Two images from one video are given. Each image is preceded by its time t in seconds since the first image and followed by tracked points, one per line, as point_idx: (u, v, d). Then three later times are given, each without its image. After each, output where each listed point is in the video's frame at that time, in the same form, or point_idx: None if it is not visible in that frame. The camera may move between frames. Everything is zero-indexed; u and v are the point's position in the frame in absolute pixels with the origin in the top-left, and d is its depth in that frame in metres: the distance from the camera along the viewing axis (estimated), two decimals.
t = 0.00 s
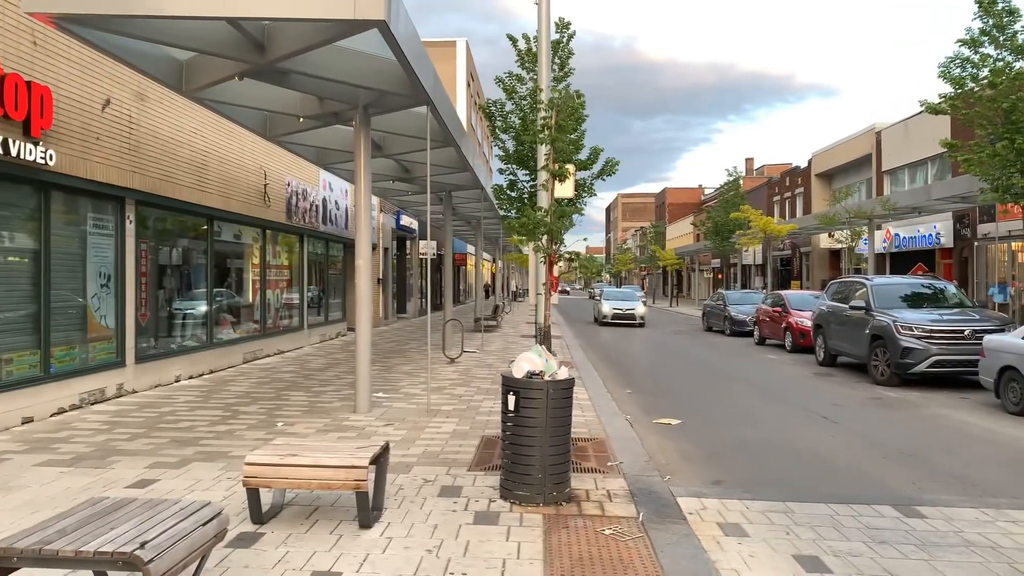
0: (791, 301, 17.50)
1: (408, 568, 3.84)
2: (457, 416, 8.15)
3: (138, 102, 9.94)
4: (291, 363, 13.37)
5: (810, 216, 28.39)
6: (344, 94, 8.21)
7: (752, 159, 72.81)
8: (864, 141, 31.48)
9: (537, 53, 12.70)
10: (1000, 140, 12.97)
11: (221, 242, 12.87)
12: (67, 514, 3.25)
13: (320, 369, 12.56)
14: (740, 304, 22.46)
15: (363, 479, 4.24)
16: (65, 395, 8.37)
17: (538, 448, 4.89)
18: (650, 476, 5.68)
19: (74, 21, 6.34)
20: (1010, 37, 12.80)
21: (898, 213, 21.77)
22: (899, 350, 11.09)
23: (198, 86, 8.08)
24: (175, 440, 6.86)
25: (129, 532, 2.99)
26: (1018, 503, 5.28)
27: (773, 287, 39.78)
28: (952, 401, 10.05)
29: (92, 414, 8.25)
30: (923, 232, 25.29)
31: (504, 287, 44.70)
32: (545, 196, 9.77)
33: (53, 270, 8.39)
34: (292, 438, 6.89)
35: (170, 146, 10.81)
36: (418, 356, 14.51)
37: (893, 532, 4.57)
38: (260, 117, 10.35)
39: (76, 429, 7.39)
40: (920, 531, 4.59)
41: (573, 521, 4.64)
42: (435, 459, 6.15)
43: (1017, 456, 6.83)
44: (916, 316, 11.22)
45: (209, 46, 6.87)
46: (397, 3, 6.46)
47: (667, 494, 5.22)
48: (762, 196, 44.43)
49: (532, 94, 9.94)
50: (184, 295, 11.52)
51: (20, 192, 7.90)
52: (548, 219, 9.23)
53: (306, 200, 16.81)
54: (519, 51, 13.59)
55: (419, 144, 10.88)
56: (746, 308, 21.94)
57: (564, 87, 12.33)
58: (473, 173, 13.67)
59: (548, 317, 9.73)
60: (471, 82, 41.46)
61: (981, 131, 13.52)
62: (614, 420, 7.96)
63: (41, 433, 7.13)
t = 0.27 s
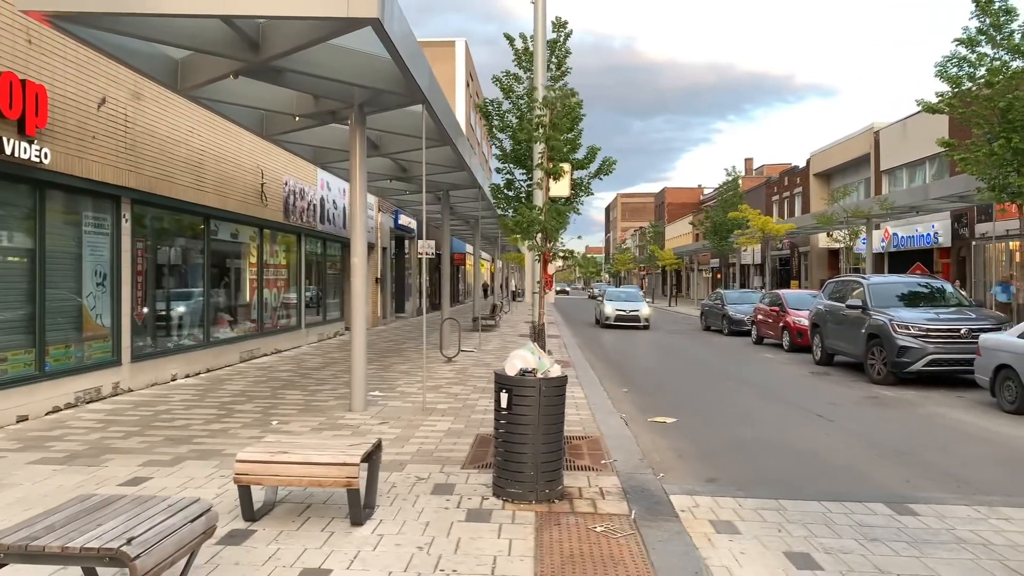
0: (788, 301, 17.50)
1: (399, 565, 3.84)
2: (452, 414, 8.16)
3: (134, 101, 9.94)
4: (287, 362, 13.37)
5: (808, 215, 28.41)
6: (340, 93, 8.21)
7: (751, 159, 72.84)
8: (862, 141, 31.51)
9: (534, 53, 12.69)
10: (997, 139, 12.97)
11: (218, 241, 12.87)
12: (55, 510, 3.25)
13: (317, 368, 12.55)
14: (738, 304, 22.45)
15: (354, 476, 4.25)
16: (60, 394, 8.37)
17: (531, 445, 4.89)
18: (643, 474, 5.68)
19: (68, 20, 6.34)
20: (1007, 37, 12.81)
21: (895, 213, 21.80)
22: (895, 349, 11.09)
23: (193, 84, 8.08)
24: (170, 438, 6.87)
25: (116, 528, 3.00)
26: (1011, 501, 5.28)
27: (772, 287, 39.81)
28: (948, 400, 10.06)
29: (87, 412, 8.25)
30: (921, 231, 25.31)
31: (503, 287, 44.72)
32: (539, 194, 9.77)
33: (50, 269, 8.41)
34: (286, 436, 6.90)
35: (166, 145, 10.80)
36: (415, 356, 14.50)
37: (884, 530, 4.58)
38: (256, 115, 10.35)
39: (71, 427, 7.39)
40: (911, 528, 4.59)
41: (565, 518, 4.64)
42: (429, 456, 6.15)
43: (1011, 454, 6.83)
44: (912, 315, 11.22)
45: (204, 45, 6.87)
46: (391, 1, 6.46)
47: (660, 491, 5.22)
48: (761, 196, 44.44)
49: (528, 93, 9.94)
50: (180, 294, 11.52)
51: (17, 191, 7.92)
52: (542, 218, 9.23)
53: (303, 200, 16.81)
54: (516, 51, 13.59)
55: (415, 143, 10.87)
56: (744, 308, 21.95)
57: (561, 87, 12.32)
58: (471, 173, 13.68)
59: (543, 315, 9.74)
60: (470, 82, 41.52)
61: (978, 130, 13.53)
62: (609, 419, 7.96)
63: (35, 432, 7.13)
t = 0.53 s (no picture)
0: (786, 301, 17.51)
1: (388, 563, 3.84)
2: (447, 414, 8.16)
3: (129, 100, 9.93)
4: (284, 362, 13.36)
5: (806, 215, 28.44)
6: (335, 92, 8.20)
7: (750, 160, 72.89)
8: (860, 141, 31.55)
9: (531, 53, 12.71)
10: (993, 138, 12.98)
11: (214, 242, 12.86)
12: (42, 508, 3.24)
13: (313, 368, 12.55)
14: (736, 304, 22.44)
15: (345, 474, 4.24)
16: (55, 394, 8.36)
17: (523, 444, 4.89)
18: (636, 473, 5.68)
19: (61, 19, 6.34)
20: (1003, 36, 12.81)
21: (893, 213, 21.82)
22: (891, 348, 11.10)
23: (187, 84, 8.07)
24: (164, 438, 6.87)
25: (103, 526, 2.99)
26: (1003, 499, 5.28)
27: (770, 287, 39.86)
28: (944, 399, 10.06)
29: (82, 412, 8.24)
30: (918, 231, 25.34)
31: (501, 287, 44.74)
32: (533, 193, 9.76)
33: (45, 269, 8.41)
34: (281, 435, 6.89)
35: (162, 145, 10.79)
36: (412, 356, 14.50)
37: (876, 528, 4.57)
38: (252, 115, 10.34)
39: (65, 427, 7.38)
40: (903, 526, 4.59)
41: (557, 517, 4.64)
42: (422, 455, 6.15)
43: (1005, 453, 6.83)
44: (908, 315, 11.22)
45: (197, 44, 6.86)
46: (384, 1, 6.46)
47: (652, 490, 5.22)
48: (759, 196, 44.48)
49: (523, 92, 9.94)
50: (176, 295, 11.51)
51: (12, 191, 7.91)
52: (537, 217, 9.25)
53: (300, 200, 16.81)
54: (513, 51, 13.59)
55: (411, 143, 10.87)
56: (741, 308, 21.97)
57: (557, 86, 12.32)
58: (467, 173, 13.69)
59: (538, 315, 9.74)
60: (468, 83, 41.55)
61: (975, 129, 13.53)
62: (604, 418, 7.96)
63: (29, 431, 7.13)
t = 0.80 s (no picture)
0: (783, 301, 17.51)
1: (380, 562, 3.84)
2: (443, 414, 8.17)
3: (125, 100, 9.93)
4: (281, 362, 13.36)
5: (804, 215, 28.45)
6: (330, 92, 8.21)
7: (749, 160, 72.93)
8: (858, 141, 31.57)
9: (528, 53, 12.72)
10: (989, 138, 12.98)
11: (211, 242, 12.86)
12: (32, 508, 3.24)
13: (310, 368, 12.55)
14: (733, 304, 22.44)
15: (337, 473, 4.25)
16: (50, 394, 8.35)
17: (516, 444, 4.89)
18: (630, 472, 5.68)
19: (55, 19, 6.34)
20: (999, 36, 12.82)
21: (890, 213, 21.85)
22: (888, 348, 11.11)
23: (183, 84, 8.08)
24: (159, 437, 6.87)
25: (92, 525, 2.99)
26: (996, 498, 5.29)
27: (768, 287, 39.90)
28: (939, 399, 10.07)
29: (77, 412, 8.25)
30: (916, 231, 25.36)
31: (500, 288, 44.76)
32: (527, 193, 9.77)
33: (41, 269, 8.43)
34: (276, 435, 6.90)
35: (158, 145, 10.80)
36: (409, 356, 14.49)
37: (868, 527, 4.58)
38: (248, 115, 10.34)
39: (60, 427, 7.38)
40: (895, 525, 4.59)
41: (550, 516, 4.65)
42: (416, 455, 6.16)
43: (999, 453, 6.84)
44: (904, 315, 11.22)
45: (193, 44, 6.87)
46: (378, 0, 6.45)
47: (646, 489, 5.23)
48: (758, 196, 44.51)
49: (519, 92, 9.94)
50: (173, 295, 11.51)
51: (8, 191, 7.92)
52: (532, 218, 9.26)
53: (297, 200, 16.81)
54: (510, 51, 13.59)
55: (407, 143, 10.87)
56: (739, 308, 21.98)
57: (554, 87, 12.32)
58: (464, 173, 13.69)
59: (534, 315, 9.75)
60: (467, 83, 41.57)
61: (971, 129, 13.54)
62: (599, 418, 7.96)
63: (24, 431, 7.13)
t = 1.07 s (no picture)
0: (780, 301, 17.53)
1: (372, 561, 3.84)
2: (439, 413, 8.18)
3: (121, 100, 9.94)
4: (278, 362, 13.35)
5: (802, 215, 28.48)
6: (326, 92, 8.21)
7: (747, 160, 73.02)
8: (855, 141, 31.61)
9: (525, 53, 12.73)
10: (986, 138, 13.00)
11: (208, 242, 12.86)
12: (22, 506, 3.24)
13: (307, 368, 12.54)
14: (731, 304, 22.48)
15: (330, 472, 4.24)
16: (46, 393, 8.35)
17: (510, 443, 4.89)
18: (624, 471, 5.69)
19: (50, 18, 6.33)
20: (996, 37, 12.85)
21: (887, 213, 21.88)
22: (884, 347, 11.12)
23: (179, 83, 8.07)
24: (154, 437, 6.87)
25: (82, 523, 2.99)
26: (989, 498, 5.30)
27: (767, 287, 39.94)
28: (935, 398, 10.08)
29: (73, 412, 8.25)
30: (914, 231, 25.38)
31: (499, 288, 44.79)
32: (522, 193, 9.77)
33: (37, 269, 8.43)
34: (271, 434, 6.91)
35: (154, 145, 10.80)
36: (406, 356, 14.48)
37: (860, 526, 4.58)
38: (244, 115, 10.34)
39: (55, 426, 7.38)
40: (888, 524, 4.60)
41: (543, 515, 4.65)
42: (411, 454, 6.17)
43: (994, 452, 6.85)
44: (901, 314, 11.23)
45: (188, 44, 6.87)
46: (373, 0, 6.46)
47: (640, 488, 5.23)
48: (756, 197, 44.55)
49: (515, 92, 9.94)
50: (170, 294, 11.51)
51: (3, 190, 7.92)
52: (528, 217, 9.27)
53: (295, 200, 16.82)
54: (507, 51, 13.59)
55: (404, 143, 10.87)
56: (737, 308, 22.00)
57: (551, 86, 12.33)
58: (462, 173, 13.70)
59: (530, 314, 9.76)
60: (465, 83, 41.60)
61: (967, 130, 13.54)
62: (595, 417, 7.97)
63: (19, 431, 7.12)
